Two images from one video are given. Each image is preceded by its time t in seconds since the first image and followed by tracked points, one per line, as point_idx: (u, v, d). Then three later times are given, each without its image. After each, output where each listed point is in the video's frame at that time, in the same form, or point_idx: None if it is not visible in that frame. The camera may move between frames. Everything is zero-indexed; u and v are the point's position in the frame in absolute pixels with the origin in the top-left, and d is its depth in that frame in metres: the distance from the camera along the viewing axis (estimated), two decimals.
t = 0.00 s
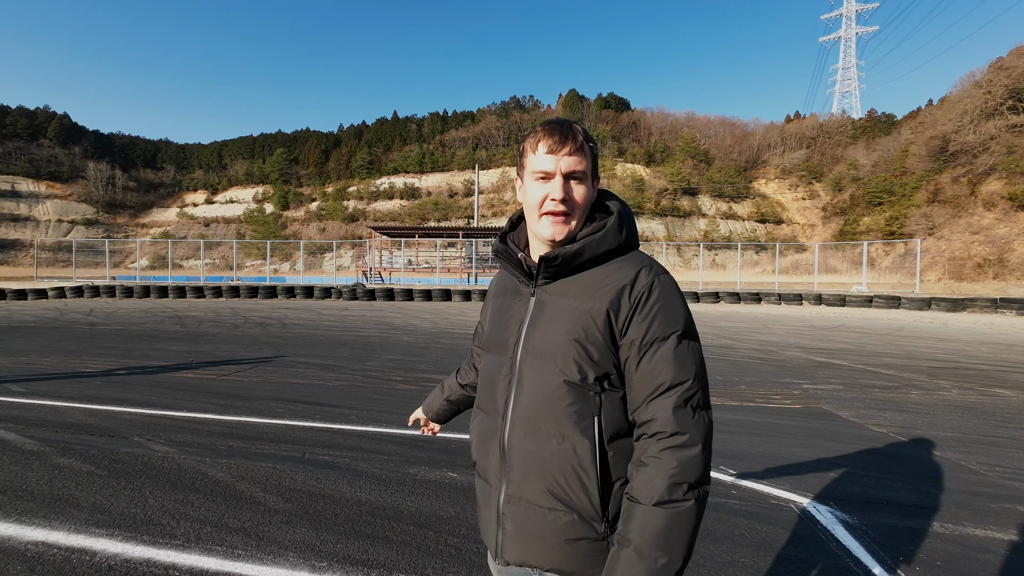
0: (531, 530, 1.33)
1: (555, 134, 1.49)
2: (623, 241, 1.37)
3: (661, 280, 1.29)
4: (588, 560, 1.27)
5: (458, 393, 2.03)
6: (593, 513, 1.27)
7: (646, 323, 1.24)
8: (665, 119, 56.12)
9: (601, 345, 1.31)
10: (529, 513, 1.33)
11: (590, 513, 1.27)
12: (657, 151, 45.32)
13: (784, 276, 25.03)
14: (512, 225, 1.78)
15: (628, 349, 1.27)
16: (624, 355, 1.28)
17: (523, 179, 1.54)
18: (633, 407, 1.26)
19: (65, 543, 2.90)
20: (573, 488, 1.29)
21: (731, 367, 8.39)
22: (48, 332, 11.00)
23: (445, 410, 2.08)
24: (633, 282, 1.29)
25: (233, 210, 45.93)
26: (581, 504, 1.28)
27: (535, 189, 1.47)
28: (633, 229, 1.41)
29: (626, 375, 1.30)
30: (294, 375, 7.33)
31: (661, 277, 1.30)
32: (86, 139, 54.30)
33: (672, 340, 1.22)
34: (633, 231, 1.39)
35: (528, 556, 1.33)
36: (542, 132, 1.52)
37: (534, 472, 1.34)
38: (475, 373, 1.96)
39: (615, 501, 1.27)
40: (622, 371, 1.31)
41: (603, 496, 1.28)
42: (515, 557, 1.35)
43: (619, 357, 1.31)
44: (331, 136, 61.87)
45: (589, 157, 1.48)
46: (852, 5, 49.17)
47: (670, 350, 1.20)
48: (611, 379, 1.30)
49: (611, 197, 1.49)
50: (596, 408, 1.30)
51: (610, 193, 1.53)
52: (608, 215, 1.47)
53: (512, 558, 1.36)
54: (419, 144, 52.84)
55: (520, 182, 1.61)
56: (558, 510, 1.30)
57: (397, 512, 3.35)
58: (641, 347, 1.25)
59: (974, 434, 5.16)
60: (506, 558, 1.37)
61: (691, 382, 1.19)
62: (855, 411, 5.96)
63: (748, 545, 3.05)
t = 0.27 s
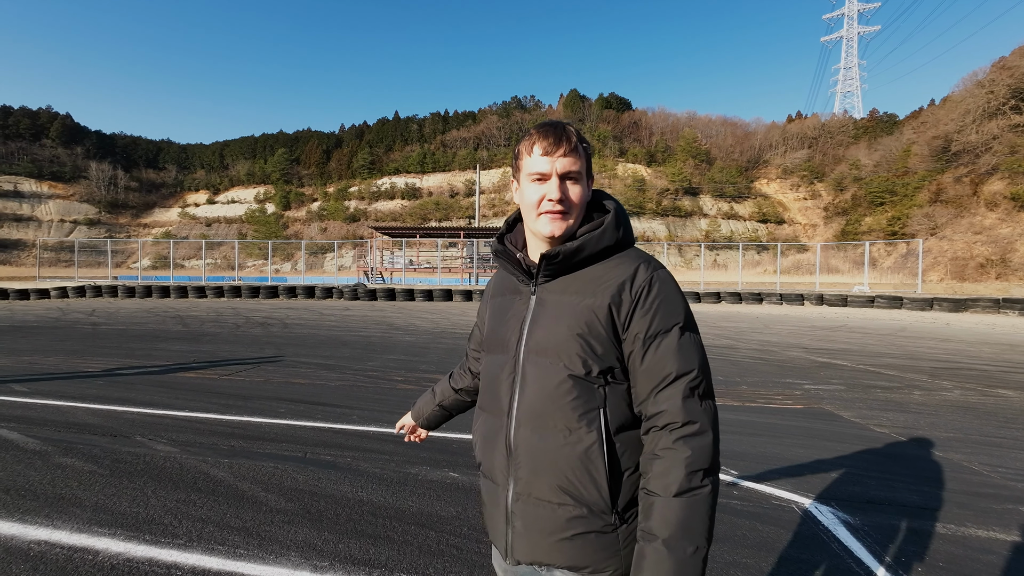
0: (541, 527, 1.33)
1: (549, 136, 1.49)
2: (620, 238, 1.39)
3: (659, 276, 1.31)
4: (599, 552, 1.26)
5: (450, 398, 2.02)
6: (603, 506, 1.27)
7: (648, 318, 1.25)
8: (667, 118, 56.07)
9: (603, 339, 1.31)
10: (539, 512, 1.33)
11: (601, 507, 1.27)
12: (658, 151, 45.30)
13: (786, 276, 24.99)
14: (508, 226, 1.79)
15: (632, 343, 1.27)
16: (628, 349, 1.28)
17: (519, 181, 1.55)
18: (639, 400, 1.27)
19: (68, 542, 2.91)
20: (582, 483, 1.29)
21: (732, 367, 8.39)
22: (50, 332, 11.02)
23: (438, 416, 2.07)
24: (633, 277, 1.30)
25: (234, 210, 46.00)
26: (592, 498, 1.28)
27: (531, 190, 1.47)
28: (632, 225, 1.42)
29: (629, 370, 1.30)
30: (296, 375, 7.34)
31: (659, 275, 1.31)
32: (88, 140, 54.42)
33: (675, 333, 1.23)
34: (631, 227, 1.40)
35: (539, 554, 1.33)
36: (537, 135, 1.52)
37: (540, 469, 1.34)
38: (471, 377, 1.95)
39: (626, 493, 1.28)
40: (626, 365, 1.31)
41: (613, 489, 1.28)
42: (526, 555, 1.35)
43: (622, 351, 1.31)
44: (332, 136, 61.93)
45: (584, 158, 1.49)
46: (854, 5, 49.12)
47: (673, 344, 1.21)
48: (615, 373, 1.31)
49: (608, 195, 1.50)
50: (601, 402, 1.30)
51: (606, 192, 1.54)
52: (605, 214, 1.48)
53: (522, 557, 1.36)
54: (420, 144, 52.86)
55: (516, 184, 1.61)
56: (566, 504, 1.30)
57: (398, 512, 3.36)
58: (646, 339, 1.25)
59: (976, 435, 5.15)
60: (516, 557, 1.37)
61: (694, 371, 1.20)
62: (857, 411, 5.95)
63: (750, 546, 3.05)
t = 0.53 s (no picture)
0: (548, 526, 1.33)
1: (539, 138, 1.49)
2: (616, 235, 1.39)
3: (658, 271, 1.31)
4: (606, 549, 1.26)
5: (454, 415, 2.00)
6: (609, 502, 1.27)
7: (648, 312, 1.25)
8: (668, 119, 56.03)
9: (604, 334, 1.31)
10: (545, 511, 1.33)
11: (605, 502, 1.27)
12: (659, 151, 45.29)
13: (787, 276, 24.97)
14: (507, 228, 1.79)
15: (633, 337, 1.27)
16: (629, 344, 1.28)
17: (513, 186, 1.55)
18: (642, 393, 1.27)
19: (71, 541, 2.91)
20: (586, 479, 1.29)
21: (734, 367, 8.39)
22: (52, 331, 11.05)
23: (442, 435, 2.03)
24: (631, 271, 1.31)
25: (236, 210, 46.06)
26: (597, 494, 1.28)
27: (525, 193, 1.48)
28: (625, 221, 1.43)
29: (632, 363, 1.30)
30: (297, 374, 7.35)
31: (657, 269, 1.31)
32: (90, 139, 54.50)
33: (676, 326, 1.23)
34: (626, 224, 1.41)
35: (546, 553, 1.33)
36: (526, 139, 1.52)
37: (545, 466, 1.34)
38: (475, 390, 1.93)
39: (631, 488, 1.27)
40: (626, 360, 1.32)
41: (618, 484, 1.28)
42: (533, 554, 1.35)
43: (623, 346, 1.31)
44: (334, 136, 61.99)
45: (573, 158, 1.50)
46: (856, 5, 49.06)
47: (673, 338, 1.21)
48: (617, 368, 1.31)
49: (601, 193, 1.50)
50: (603, 398, 1.30)
51: (598, 191, 1.54)
52: (600, 213, 1.48)
53: (528, 556, 1.36)
54: (422, 144, 52.88)
55: (510, 188, 1.62)
56: (572, 500, 1.30)
57: (399, 511, 3.36)
58: (646, 335, 1.25)
59: (979, 436, 5.14)
60: (523, 557, 1.37)
61: (695, 364, 1.21)
62: (859, 412, 5.94)
63: (752, 546, 3.05)
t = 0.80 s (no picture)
0: (545, 528, 1.33)
1: (548, 134, 1.50)
2: (614, 232, 1.39)
3: (655, 267, 1.30)
4: (602, 551, 1.25)
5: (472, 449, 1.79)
6: (603, 503, 1.27)
7: (644, 308, 1.24)
8: (669, 118, 56.02)
9: (599, 333, 1.31)
10: (544, 514, 1.33)
11: (601, 503, 1.27)
12: (660, 151, 45.28)
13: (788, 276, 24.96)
14: (509, 229, 1.79)
15: (628, 334, 1.27)
16: (624, 341, 1.28)
17: (519, 179, 1.56)
18: (637, 391, 1.26)
19: (73, 538, 2.93)
20: (582, 481, 1.29)
21: (735, 367, 8.39)
22: (54, 329, 11.07)
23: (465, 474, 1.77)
24: (627, 268, 1.31)
25: (236, 209, 46.07)
26: (593, 494, 1.28)
27: (530, 185, 1.49)
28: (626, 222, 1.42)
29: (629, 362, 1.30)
30: (298, 373, 7.36)
31: (653, 266, 1.31)
32: (91, 138, 54.55)
33: (671, 322, 1.22)
34: (624, 222, 1.42)
35: (543, 553, 1.33)
36: (537, 133, 1.53)
37: (542, 467, 1.35)
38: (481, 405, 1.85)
39: (627, 488, 1.27)
40: (622, 359, 1.31)
41: (613, 485, 1.27)
42: (531, 555, 1.35)
43: (619, 343, 1.31)
44: (335, 135, 62.03)
45: (582, 157, 1.50)
46: (858, 4, 48.98)
47: (669, 333, 1.20)
48: (613, 367, 1.30)
49: (602, 192, 1.49)
50: (599, 396, 1.30)
51: (602, 193, 1.54)
52: (599, 210, 1.48)
53: (527, 556, 1.36)
54: (422, 144, 52.93)
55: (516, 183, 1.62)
56: (568, 501, 1.30)
57: (399, 510, 3.36)
58: (642, 331, 1.25)
59: (980, 436, 5.13)
60: (521, 555, 1.38)
61: (693, 360, 1.19)
62: (859, 412, 5.94)
63: (752, 546, 3.05)
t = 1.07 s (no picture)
0: (547, 531, 1.33)
1: (549, 129, 1.49)
2: (623, 232, 1.39)
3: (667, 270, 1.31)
4: (607, 555, 1.26)
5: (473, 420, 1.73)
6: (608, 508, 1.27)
7: (656, 310, 1.24)
8: (669, 117, 55.96)
9: (607, 335, 1.31)
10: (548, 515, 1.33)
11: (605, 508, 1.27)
12: (661, 149, 45.22)
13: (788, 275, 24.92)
14: (513, 224, 1.79)
15: (638, 337, 1.27)
16: (633, 345, 1.28)
17: (521, 176, 1.54)
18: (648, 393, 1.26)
19: (73, 535, 2.93)
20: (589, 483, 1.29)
21: (734, 365, 8.40)
22: (54, 327, 11.07)
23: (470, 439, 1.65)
24: (638, 269, 1.31)
25: (236, 207, 46.02)
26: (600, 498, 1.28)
27: (532, 183, 1.48)
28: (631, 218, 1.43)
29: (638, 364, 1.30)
30: (298, 371, 7.36)
31: (664, 268, 1.31)
32: (91, 136, 54.47)
33: (686, 324, 1.22)
34: (633, 221, 1.41)
35: (545, 557, 1.33)
36: (537, 129, 1.52)
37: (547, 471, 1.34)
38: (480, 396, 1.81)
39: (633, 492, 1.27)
40: (631, 361, 1.31)
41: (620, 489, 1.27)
42: (532, 557, 1.36)
43: (627, 346, 1.31)
44: (335, 133, 61.94)
45: (585, 151, 1.49)
46: (859, 3, 48.90)
47: (682, 336, 1.21)
48: (621, 369, 1.31)
49: (609, 190, 1.50)
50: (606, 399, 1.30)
51: (606, 187, 1.54)
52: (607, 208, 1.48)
53: (528, 559, 1.36)
54: (422, 142, 52.86)
55: (518, 181, 1.61)
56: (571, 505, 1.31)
57: (399, 508, 3.37)
58: (653, 333, 1.25)
59: (978, 435, 5.14)
60: (521, 559, 1.38)
61: (707, 361, 1.19)
62: (859, 410, 5.95)
63: (751, 544, 3.06)
